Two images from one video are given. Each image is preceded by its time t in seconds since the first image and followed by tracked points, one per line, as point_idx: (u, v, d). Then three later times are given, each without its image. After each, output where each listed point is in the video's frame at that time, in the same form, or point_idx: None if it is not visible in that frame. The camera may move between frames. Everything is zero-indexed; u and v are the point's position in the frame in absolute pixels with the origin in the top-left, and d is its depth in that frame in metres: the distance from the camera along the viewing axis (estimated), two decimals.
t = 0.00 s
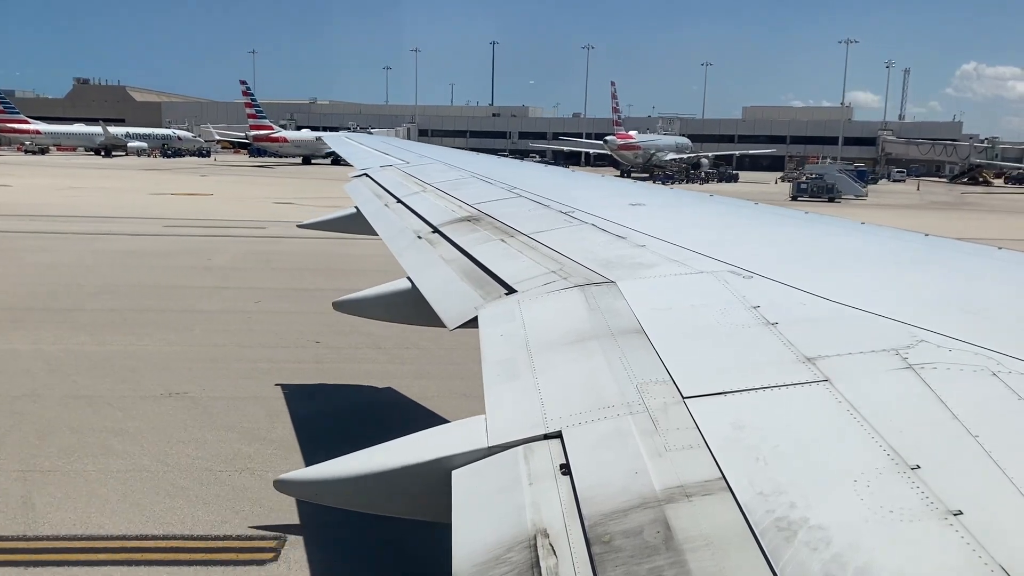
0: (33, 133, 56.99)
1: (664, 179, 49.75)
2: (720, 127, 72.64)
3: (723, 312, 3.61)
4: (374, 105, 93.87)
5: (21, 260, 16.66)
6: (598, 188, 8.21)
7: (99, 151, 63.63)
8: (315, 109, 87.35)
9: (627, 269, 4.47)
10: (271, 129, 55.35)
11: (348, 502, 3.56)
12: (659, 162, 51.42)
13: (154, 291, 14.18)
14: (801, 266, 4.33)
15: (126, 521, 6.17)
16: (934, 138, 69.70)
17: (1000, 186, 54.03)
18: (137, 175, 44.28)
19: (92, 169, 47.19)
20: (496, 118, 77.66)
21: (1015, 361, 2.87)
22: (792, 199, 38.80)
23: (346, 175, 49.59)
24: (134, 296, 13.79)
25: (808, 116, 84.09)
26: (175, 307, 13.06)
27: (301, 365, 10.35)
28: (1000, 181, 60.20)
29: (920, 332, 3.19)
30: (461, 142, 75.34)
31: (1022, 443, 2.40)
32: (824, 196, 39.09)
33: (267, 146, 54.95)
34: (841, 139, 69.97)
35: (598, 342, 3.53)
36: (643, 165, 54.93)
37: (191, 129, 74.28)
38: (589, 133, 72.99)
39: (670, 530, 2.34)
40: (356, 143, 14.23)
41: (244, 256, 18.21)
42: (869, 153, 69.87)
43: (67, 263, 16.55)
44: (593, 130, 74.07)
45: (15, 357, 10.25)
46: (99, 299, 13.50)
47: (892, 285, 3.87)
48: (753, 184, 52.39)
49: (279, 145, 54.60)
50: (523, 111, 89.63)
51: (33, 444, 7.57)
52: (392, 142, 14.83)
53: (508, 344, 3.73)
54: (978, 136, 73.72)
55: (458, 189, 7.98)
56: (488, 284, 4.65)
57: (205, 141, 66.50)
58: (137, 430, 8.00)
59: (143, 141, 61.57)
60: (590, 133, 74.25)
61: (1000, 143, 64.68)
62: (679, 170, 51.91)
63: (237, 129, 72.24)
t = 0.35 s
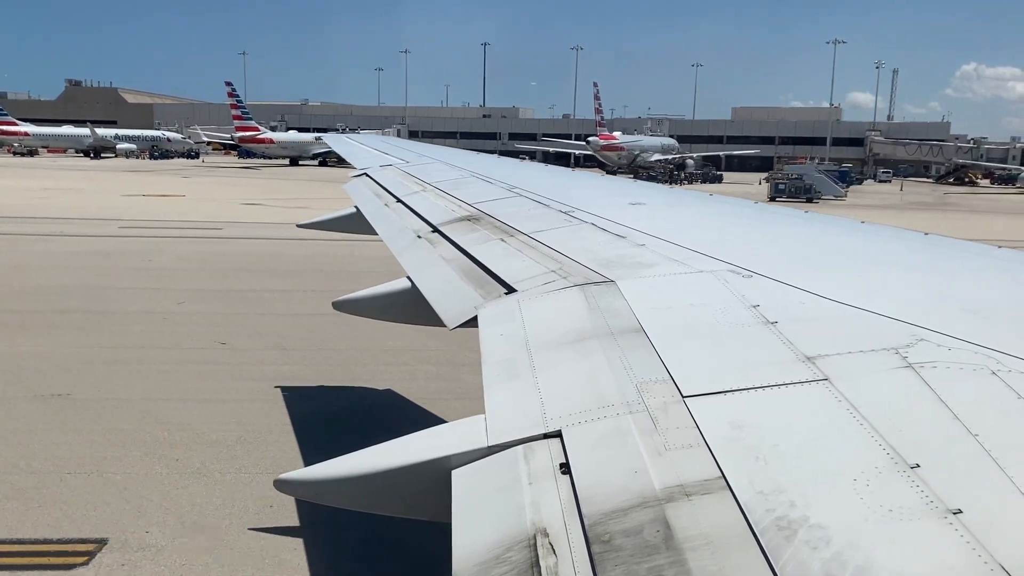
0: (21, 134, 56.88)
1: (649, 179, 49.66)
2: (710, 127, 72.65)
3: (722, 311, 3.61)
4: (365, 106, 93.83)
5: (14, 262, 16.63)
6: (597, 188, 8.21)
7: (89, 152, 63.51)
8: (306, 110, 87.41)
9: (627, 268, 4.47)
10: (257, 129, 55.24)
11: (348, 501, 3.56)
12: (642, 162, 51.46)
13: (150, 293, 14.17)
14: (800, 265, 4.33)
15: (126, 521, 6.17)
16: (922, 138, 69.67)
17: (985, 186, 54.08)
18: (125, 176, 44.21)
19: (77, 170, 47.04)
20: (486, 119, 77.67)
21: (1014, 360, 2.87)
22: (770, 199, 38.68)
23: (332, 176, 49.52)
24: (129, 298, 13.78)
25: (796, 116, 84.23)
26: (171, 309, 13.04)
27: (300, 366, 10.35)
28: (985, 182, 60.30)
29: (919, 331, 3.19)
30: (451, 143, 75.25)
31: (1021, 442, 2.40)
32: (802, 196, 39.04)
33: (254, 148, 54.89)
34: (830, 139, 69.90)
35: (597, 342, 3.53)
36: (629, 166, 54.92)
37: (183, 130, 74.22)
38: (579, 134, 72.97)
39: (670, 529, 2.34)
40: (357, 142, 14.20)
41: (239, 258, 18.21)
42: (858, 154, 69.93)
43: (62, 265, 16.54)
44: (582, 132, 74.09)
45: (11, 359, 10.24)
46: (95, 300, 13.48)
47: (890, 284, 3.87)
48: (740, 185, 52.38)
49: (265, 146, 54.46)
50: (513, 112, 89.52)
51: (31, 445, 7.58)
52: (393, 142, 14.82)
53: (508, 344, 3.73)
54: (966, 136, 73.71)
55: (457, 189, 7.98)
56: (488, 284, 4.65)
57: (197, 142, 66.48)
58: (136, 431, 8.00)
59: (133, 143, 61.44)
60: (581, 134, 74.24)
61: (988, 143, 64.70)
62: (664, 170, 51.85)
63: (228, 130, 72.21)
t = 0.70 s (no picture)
0: (11, 137, 56.82)
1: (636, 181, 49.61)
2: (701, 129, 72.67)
3: (723, 310, 3.61)
4: (358, 108, 93.92)
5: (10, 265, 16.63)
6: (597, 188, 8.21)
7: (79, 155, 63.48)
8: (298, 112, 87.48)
9: (628, 268, 4.47)
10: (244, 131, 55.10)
11: (350, 500, 3.57)
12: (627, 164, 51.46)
13: (147, 295, 14.17)
14: (802, 264, 4.33)
15: (127, 522, 6.17)
16: (911, 139, 69.69)
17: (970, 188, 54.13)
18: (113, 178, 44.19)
19: (60, 174, 46.76)
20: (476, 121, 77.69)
21: (1016, 358, 2.88)
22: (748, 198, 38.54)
23: (319, 179, 49.42)
24: (127, 300, 13.78)
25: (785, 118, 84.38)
26: (166, 312, 13.01)
27: (300, 368, 10.35)
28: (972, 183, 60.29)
29: (920, 329, 3.19)
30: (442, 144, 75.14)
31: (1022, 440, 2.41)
32: (781, 198, 38.93)
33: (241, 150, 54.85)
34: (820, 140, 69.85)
35: (599, 341, 3.53)
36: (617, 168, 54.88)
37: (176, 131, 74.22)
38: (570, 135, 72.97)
39: (671, 528, 2.35)
40: (358, 143, 14.19)
41: (236, 260, 18.21)
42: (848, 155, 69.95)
43: (59, 267, 16.55)
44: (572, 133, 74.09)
45: (6, 362, 10.21)
46: (93, 303, 13.49)
47: (890, 283, 3.88)
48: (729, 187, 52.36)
49: (252, 148, 54.32)
50: (505, 113, 89.57)
51: (30, 449, 7.56)
52: (395, 141, 14.82)
53: (509, 343, 3.74)
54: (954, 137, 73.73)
55: (459, 188, 7.98)
56: (489, 283, 4.66)
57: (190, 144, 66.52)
58: (138, 432, 8.00)
59: (123, 145, 61.25)
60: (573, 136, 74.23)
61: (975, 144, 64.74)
62: (650, 173, 51.83)
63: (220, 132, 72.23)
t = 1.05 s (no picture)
0: None
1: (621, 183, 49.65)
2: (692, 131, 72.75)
3: (725, 311, 3.62)
4: (349, 110, 94.10)
5: (7, 267, 16.65)
6: (599, 189, 8.21)
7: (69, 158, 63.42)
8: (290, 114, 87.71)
9: (629, 268, 4.48)
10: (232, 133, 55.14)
11: (350, 503, 3.57)
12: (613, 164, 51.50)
13: (145, 298, 14.19)
14: (802, 265, 4.33)
15: (131, 525, 6.19)
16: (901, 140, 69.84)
17: (958, 189, 54.23)
18: (99, 181, 44.14)
19: (46, 177, 46.68)
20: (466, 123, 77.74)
21: (1017, 359, 2.88)
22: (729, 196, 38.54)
23: (308, 180, 49.50)
24: (125, 302, 13.79)
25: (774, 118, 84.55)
26: (162, 314, 13.03)
27: (302, 369, 10.37)
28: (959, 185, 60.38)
29: (922, 330, 3.19)
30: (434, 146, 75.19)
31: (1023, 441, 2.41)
32: (761, 199, 39.03)
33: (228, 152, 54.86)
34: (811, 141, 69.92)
35: (599, 342, 3.54)
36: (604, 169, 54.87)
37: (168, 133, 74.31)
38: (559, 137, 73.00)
39: (671, 528, 2.35)
40: (360, 145, 14.22)
41: (233, 262, 18.23)
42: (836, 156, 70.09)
43: (54, 270, 16.55)
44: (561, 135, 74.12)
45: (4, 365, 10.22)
46: (91, 306, 13.50)
47: (892, 284, 3.87)
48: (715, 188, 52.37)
49: (240, 150, 54.38)
50: (495, 115, 89.76)
51: (30, 451, 7.58)
52: (396, 143, 14.85)
53: (510, 344, 3.75)
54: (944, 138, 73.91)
55: (460, 190, 7.99)
56: (491, 285, 4.66)
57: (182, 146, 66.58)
58: (140, 435, 8.02)
59: (114, 147, 61.24)
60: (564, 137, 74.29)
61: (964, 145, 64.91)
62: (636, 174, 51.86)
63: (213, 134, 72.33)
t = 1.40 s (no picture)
0: None
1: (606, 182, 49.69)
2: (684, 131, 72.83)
3: (727, 315, 3.61)
4: (341, 112, 94.30)
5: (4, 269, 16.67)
6: (601, 193, 8.21)
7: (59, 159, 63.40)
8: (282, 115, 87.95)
9: (631, 272, 4.48)
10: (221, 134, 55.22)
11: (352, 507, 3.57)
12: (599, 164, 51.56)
13: (144, 300, 14.20)
14: (803, 269, 4.33)
15: (135, 529, 6.19)
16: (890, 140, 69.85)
17: (942, 189, 54.23)
18: (87, 181, 44.16)
19: (32, 177, 46.64)
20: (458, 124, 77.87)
21: (1020, 363, 2.87)
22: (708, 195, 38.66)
23: (295, 181, 49.57)
24: (125, 305, 13.81)
25: (763, 118, 84.82)
26: (159, 316, 13.05)
27: (304, 372, 10.39)
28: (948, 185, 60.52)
29: (924, 334, 3.19)
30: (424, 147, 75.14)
31: None
32: (742, 199, 39.13)
33: (216, 154, 54.96)
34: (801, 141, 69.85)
35: (602, 346, 3.53)
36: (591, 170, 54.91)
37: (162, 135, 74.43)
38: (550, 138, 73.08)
39: (674, 533, 2.35)
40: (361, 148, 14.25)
41: (231, 264, 18.27)
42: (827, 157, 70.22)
43: (49, 272, 16.56)
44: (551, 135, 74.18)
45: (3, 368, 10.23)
46: (90, 308, 13.52)
47: (894, 288, 3.86)
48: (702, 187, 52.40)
49: (228, 150, 54.49)
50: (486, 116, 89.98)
51: (30, 454, 7.59)
52: (397, 147, 14.88)
53: (512, 348, 3.75)
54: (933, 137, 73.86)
55: (462, 194, 8.00)
56: (493, 289, 4.67)
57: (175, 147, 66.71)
58: (142, 438, 8.03)
59: (103, 148, 61.23)
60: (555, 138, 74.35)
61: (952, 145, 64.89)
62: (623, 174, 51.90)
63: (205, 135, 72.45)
